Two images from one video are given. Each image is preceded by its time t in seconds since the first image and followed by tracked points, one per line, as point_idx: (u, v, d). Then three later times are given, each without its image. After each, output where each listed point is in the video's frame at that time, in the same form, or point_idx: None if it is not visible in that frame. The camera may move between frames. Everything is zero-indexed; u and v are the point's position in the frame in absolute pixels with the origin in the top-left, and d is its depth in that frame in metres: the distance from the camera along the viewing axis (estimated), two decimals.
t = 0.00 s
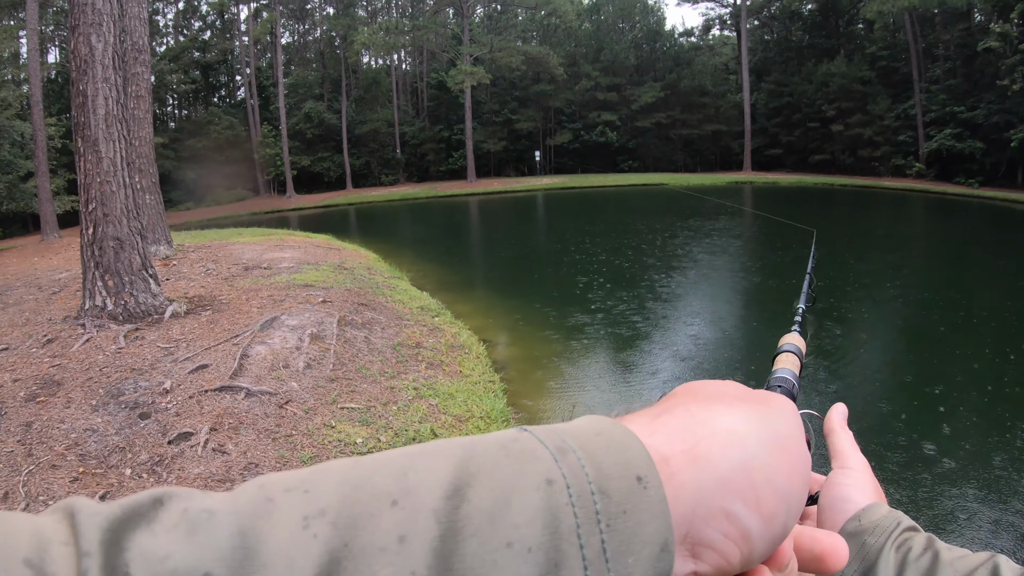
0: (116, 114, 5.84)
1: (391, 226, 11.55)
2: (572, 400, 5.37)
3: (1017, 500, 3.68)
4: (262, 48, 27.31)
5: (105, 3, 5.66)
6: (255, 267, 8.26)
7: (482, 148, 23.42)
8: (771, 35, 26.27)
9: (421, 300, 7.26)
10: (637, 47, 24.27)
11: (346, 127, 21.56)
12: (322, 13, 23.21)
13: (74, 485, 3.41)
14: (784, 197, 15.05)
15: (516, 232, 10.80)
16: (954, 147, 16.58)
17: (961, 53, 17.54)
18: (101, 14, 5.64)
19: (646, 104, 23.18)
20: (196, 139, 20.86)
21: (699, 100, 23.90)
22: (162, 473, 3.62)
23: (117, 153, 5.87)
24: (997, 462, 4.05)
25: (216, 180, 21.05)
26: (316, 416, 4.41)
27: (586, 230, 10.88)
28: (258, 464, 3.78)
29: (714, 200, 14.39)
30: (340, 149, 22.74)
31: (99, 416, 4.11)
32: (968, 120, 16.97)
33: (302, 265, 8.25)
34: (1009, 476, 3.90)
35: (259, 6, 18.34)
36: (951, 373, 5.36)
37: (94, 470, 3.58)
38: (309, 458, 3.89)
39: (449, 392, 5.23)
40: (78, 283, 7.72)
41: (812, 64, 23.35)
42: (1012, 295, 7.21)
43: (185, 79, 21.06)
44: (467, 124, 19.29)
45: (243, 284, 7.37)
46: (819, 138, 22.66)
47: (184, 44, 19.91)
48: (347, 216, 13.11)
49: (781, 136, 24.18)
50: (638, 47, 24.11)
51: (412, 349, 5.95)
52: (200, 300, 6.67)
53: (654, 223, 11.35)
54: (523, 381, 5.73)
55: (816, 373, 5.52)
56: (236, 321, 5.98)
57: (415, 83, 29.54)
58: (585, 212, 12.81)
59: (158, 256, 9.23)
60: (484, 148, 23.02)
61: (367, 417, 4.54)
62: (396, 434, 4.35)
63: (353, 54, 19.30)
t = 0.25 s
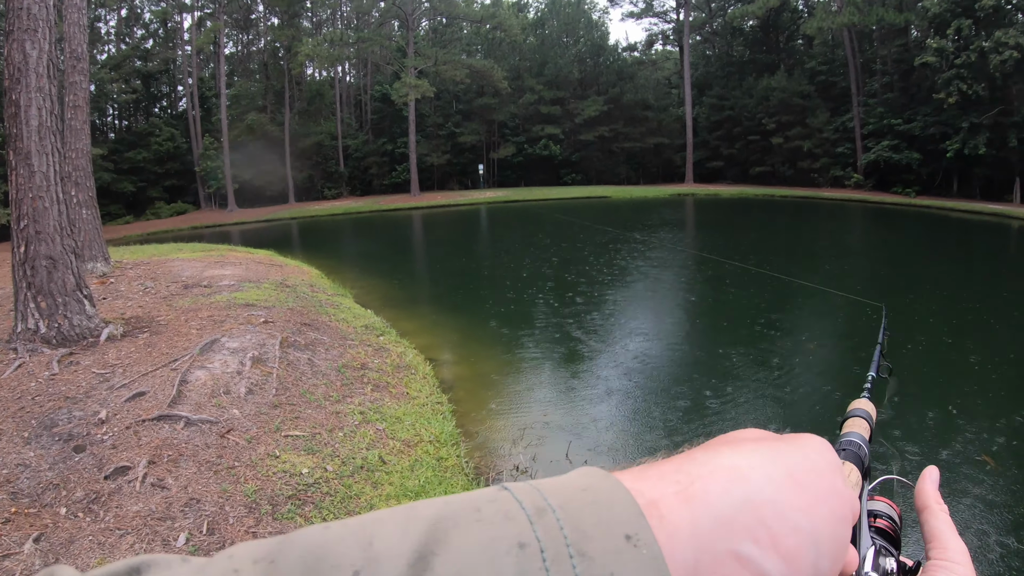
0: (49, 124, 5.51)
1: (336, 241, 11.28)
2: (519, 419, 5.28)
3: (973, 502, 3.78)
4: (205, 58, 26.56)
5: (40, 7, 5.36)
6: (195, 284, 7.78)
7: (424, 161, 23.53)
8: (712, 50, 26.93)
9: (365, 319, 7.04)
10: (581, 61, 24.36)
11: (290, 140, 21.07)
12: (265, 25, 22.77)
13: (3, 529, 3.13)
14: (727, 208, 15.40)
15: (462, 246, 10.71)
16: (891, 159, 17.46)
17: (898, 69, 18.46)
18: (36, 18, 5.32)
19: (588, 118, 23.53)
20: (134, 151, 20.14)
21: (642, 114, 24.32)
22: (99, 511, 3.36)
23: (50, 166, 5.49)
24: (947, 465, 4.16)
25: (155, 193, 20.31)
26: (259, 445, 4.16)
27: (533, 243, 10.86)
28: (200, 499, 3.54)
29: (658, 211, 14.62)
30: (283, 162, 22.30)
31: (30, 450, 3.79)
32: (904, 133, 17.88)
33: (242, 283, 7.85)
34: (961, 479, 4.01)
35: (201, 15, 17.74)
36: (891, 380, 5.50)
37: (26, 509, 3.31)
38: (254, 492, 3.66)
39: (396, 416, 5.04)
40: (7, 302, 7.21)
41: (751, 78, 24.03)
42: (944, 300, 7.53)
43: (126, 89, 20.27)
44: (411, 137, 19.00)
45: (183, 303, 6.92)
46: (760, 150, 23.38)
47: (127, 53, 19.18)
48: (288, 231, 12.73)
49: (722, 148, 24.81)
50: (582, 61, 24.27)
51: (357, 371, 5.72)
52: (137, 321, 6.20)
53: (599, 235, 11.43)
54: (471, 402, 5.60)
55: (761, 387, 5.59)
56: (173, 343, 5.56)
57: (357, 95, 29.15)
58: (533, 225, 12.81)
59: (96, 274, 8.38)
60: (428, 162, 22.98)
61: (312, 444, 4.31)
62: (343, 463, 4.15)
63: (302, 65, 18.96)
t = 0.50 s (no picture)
0: None
1: (282, 255, 10.99)
2: (468, 435, 5.20)
3: (929, 502, 3.90)
4: (149, 66, 25.72)
5: None
6: (135, 301, 7.27)
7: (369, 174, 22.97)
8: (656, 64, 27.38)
9: (309, 334, 6.84)
10: (527, 74, 24.31)
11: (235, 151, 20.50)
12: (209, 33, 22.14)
13: None
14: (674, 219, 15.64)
15: (410, 260, 10.58)
16: (832, 169, 18.16)
17: (840, 82, 19.27)
18: None
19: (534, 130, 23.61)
20: (75, 160, 19.33)
21: (587, 126, 24.50)
22: (36, 541, 3.08)
23: None
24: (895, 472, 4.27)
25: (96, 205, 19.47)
26: (202, 468, 3.89)
27: (483, 256, 10.80)
28: (141, 526, 3.29)
29: (605, 223, 14.77)
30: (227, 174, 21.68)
31: None
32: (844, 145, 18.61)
33: (185, 298, 7.46)
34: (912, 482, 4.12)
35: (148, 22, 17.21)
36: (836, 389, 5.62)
37: None
38: (197, 517, 3.42)
39: (342, 434, 4.82)
40: None
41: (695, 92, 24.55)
42: (884, 306, 7.79)
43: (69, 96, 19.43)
44: (357, 149, 18.52)
45: (124, 319, 6.44)
46: (704, 162, 23.94)
47: (71, 58, 18.39)
48: (234, 245, 12.33)
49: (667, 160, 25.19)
50: (529, 73, 24.31)
51: (301, 389, 5.46)
52: (75, 338, 5.74)
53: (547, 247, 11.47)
54: (417, 419, 5.48)
55: (710, 397, 5.65)
56: (113, 362, 5.16)
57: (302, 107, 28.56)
58: (485, 237, 12.75)
59: (30, 289, 7.88)
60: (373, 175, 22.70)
61: (256, 466, 4.06)
62: (289, 485, 3.92)
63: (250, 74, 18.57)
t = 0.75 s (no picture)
0: None
1: (233, 273, 10.74)
2: (424, 451, 5.12)
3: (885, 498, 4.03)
4: (97, 79, 24.99)
5: None
6: (82, 322, 6.97)
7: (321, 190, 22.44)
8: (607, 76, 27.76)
9: (261, 353, 6.70)
10: (478, 87, 24.28)
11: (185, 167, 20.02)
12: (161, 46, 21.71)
13: None
14: (630, 228, 15.85)
15: (365, 276, 10.43)
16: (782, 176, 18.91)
17: (787, 92, 20.18)
18: None
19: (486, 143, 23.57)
20: (19, 178, 18.63)
21: (539, 138, 24.63)
22: None
23: None
24: (848, 471, 4.39)
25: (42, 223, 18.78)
26: (152, 492, 3.77)
27: (440, 270, 10.74)
28: (91, 554, 3.18)
29: (562, 233, 14.90)
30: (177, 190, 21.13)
31: None
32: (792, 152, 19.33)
33: (134, 318, 7.21)
34: (863, 481, 4.24)
35: (98, 36, 16.83)
36: (789, 394, 5.73)
37: None
38: (147, 543, 3.31)
39: (293, 453, 4.68)
40: None
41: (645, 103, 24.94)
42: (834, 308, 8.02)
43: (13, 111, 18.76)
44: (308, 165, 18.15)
45: (69, 341, 6.17)
46: (654, 172, 24.32)
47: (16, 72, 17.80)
48: (186, 262, 12.03)
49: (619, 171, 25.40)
50: (480, 86, 24.28)
51: (251, 409, 5.28)
52: (20, 360, 5.46)
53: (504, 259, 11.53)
54: (371, 436, 5.37)
55: (667, 405, 5.71)
56: (62, 386, 4.97)
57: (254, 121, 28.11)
58: (443, 251, 12.69)
59: None
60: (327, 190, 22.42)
61: (206, 490, 3.92)
62: (239, 507, 3.79)
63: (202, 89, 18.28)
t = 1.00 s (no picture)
0: None
1: (211, 277, 10.62)
2: (400, 451, 5.10)
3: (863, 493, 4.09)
4: (72, 82, 24.57)
5: None
6: (57, 327, 6.83)
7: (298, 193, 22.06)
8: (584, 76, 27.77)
9: (236, 357, 6.62)
10: (455, 87, 24.08)
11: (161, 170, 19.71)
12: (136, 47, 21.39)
13: None
14: (611, 227, 15.88)
15: (344, 278, 10.36)
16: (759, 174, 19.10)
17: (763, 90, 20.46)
18: None
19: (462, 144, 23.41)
20: None
21: (516, 139, 24.54)
22: None
23: None
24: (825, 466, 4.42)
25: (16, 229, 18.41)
26: (125, 496, 3.70)
27: (420, 271, 10.69)
28: (65, 559, 3.13)
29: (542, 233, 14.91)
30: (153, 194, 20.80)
31: None
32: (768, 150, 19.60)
33: (110, 323, 7.07)
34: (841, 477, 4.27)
35: (72, 38, 16.56)
36: (766, 390, 5.75)
37: None
38: (120, 547, 3.25)
39: (267, 456, 4.62)
40: None
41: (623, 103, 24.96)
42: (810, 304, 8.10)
43: None
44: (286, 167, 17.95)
45: (42, 347, 6.03)
46: (631, 171, 24.36)
47: None
48: (163, 267, 11.86)
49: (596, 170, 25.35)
50: (456, 87, 24.08)
51: (225, 412, 5.20)
52: None
53: (484, 259, 11.51)
54: (347, 438, 5.34)
55: (647, 402, 5.72)
56: (34, 393, 4.86)
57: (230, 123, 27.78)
58: (425, 252, 12.65)
59: None
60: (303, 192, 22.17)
61: (179, 492, 3.86)
62: (212, 510, 3.73)
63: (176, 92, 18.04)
